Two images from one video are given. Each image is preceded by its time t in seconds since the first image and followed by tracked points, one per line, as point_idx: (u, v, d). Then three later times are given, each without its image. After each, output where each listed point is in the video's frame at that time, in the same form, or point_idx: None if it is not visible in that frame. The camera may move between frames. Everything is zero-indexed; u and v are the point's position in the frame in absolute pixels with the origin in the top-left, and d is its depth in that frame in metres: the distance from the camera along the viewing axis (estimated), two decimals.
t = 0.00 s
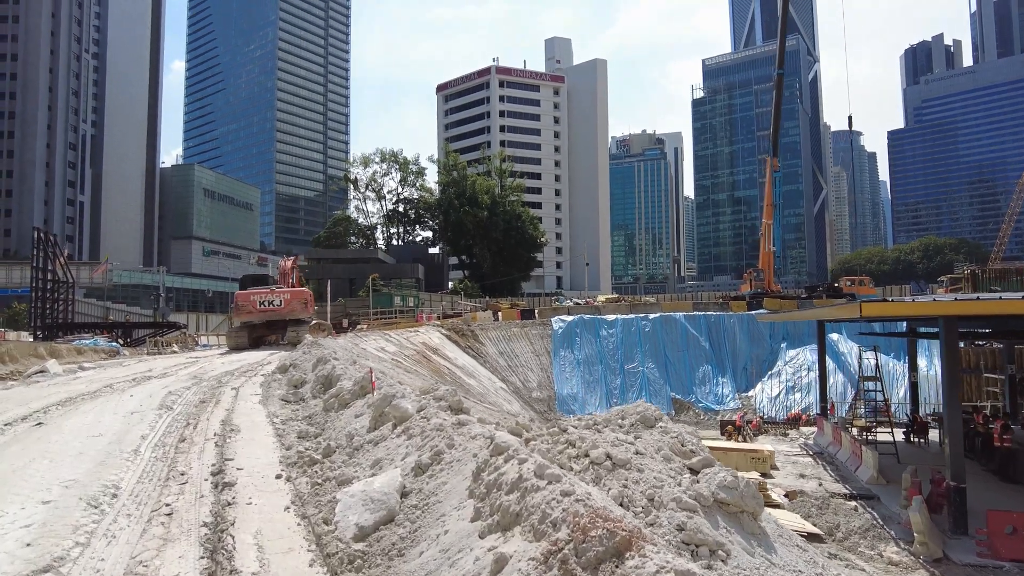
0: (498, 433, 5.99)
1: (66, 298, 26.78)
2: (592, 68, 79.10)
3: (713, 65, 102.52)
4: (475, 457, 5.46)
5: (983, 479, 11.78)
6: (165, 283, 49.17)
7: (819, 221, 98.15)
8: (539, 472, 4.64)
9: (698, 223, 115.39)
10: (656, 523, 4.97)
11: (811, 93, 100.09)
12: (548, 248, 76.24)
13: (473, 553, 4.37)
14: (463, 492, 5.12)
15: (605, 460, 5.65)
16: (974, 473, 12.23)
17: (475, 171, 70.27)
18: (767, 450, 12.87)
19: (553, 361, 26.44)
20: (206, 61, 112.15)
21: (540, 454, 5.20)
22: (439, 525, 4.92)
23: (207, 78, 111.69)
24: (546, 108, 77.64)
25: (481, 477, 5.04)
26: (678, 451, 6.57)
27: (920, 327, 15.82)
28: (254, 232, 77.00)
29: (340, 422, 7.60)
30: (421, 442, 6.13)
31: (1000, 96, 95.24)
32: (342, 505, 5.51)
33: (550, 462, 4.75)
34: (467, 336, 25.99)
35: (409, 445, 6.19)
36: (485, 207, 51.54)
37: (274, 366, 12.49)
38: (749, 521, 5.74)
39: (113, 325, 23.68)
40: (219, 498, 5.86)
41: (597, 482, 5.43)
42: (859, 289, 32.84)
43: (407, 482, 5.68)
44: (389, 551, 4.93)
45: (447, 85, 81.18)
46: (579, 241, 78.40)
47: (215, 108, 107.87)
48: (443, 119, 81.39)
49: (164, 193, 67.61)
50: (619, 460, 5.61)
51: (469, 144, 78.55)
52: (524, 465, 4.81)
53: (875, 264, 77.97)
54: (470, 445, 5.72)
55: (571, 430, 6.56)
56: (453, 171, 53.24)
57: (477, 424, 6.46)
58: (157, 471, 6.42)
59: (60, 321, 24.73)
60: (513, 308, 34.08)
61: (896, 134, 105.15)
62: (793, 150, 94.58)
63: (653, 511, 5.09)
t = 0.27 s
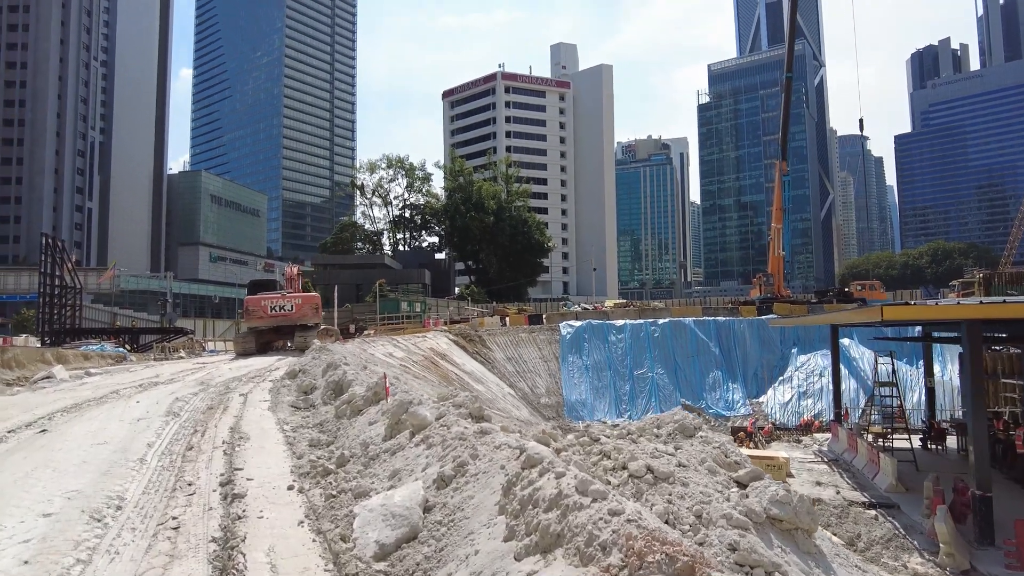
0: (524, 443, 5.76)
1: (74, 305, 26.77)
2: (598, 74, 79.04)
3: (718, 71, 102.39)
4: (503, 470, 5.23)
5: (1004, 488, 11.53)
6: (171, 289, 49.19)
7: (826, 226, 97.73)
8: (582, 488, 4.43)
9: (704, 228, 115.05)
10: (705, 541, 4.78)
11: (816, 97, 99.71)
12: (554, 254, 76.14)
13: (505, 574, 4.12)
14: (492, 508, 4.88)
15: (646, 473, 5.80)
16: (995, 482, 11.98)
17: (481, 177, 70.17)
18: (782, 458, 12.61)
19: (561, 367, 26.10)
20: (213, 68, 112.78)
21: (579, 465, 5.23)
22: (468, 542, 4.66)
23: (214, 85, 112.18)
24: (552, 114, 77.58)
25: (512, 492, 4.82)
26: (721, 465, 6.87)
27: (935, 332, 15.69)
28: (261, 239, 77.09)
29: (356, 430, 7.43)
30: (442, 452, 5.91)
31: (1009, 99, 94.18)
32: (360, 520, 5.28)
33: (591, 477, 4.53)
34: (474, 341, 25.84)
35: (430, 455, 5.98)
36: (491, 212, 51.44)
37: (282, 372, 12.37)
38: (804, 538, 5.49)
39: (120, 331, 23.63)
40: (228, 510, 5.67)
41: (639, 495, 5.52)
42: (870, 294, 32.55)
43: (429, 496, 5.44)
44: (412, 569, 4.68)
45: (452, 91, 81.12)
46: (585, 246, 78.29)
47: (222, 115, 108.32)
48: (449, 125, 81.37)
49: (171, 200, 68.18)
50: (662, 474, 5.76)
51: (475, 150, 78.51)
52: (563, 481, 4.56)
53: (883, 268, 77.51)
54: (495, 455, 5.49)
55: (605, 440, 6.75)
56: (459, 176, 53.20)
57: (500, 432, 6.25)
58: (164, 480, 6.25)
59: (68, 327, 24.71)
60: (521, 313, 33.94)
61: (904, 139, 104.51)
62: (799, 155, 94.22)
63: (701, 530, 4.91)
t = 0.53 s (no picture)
0: (559, 469, 5.50)
1: (95, 315, 27.05)
2: (613, 83, 79.01)
3: (734, 79, 102.04)
4: (541, 498, 4.93)
5: None
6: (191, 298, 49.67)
7: (844, 234, 96.59)
8: (634, 525, 4.23)
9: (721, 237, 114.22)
10: None
11: (834, 105, 98.86)
12: (570, 264, 75.86)
13: None
14: (531, 541, 4.60)
15: (696, 505, 5.65)
16: None
17: (497, 186, 70.25)
18: (808, 472, 12.29)
19: (579, 378, 25.79)
20: (233, 82, 114.49)
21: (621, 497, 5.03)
22: None
23: (233, 97, 113.65)
24: (568, 123, 77.64)
25: (555, 524, 4.54)
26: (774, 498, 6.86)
27: (964, 344, 15.33)
28: (279, 249, 77.54)
29: (380, 449, 7.26)
30: (474, 475, 5.64)
31: None
32: (390, 546, 4.94)
33: (644, 515, 4.33)
34: (492, 352, 25.73)
35: (460, 479, 5.72)
36: (507, 222, 51.44)
37: (302, 385, 12.33)
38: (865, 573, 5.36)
39: (140, 341, 23.79)
40: (249, 535, 5.42)
41: (689, 529, 5.36)
42: (893, 303, 32.00)
43: (462, 525, 5.12)
44: None
45: (469, 102, 81.57)
46: (601, 255, 77.96)
47: (240, 127, 109.59)
48: (465, 136, 81.81)
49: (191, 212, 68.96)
50: (713, 506, 5.61)
51: (491, 160, 78.70)
52: (611, 517, 4.32)
53: (904, 277, 76.25)
54: (531, 482, 5.18)
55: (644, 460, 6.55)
56: (475, 187, 53.29)
57: (533, 455, 6.01)
58: (183, 501, 6.08)
59: (89, 338, 24.95)
60: (538, 323, 33.79)
61: (924, 146, 103.43)
62: (817, 163, 93.32)
63: (758, 569, 4.90)
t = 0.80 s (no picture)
0: (598, 488, 5.33)
1: (122, 328, 27.49)
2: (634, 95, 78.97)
3: (755, 90, 101.53)
4: (583, 520, 4.75)
5: None
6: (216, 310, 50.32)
7: (870, 245, 95.16)
8: (693, 552, 3.97)
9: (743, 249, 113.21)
10: None
11: (857, 115, 97.78)
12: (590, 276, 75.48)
13: None
14: (575, 565, 4.41)
15: (752, 527, 5.08)
16: None
17: (518, 199, 70.31)
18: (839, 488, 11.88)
19: (601, 391, 25.55)
20: (257, 98, 116.56)
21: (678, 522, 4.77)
22: None
23: (258, 113, 115.56)
24: (588, 135, 77.65)
25: (600, 549, 4.33)
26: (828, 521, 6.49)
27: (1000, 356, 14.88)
28: (303, 262, 78.15)
29: (407, 464, 7.18)
30: (509, 492, 5.49)
31: None
32: (421, 563, 4.75)
33: (703, 539, 4.09)
34: (513, 364, 25.64)
35: (494, 497, 5.56)
36: (528, 234, 51.41)
37: (326, 397, 12.32)
38: None
39: (166, 353, 24.08)
40: (275, 552, 5.31)
41: (744, 553, 4.85)
42: (923, 315, 31.28)
43: (497, 546, 4.90)
44: None
45: (490, 115, 81.94)
46: (622, 267, 77.62)
47: (265, 142, 111.29)
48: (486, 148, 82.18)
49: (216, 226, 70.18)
50: (770, 528, 5.07)
51: (512, 172, 78.90)
52: (665, 542, 4.06)
53: (931, 289, 74.72)
54: (572, 502, 5.01)
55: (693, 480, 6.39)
56: (496, 199, 53.38)
57: (570, 473, 5.84)
58: (207, 515, 6.00)
59: (117, 349, 25.32)
60: (559, 335, 33.64)
61: (951, 156, 101.44)
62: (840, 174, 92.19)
63: None
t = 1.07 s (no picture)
0: (634, 502, 5.04)
1: (136, 335, 27.59)
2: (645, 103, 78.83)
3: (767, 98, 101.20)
4: (622, 536, 4.54)
5: None
6: (229, 319, 50.53)
7: (884, 253, 94.26)
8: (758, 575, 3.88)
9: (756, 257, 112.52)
10: None
11: (870, 122, 97.18)
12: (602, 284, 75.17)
13: None
14: None
15: (809, 547, 4.88)
16: None
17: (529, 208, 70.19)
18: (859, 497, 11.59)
19: (615, 400, 25.33)
20: (270, 109, 117.55)
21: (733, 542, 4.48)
22: None
23: (272, 124, 116.51)
24: (600, 144, 77.59)
25: (646, 569, 4.14)
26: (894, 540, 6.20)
27: None
28: (315, 271, 78.46)
29: (427, 475, 7.04)
30: (538, 506, 5.29)
31: None
32: None
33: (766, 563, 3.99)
34: (526, 373, 25.43)
35: (523, 511, 5.36)
36: (539, 242, 51.30)
37: (339, 405, 12.21)
38: None
39: (179, 361, 24.09)
40: (293, 568, 5.15)
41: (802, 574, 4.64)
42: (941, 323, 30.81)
43: (531, 564, 4.67)
44: None
45: (501, 124, 81.91)
46: (633, 276, 77.31)
47: (278, 152, 112.10)
48: (497, 157, 82.13)
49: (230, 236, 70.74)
50: (829, 547, 4.83)
51: (523, 181, 78.86)
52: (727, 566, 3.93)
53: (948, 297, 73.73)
54: (609, 518, 4.79)
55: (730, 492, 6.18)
56: (507, 208, 53.34)
57: (602, 486, 5.62)
58: (222, 528, 5.89)
59: (130, 357, 25.36)
60: (572, 344, 33.43)
61: (966, 161, 100.21)
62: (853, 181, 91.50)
63: None
